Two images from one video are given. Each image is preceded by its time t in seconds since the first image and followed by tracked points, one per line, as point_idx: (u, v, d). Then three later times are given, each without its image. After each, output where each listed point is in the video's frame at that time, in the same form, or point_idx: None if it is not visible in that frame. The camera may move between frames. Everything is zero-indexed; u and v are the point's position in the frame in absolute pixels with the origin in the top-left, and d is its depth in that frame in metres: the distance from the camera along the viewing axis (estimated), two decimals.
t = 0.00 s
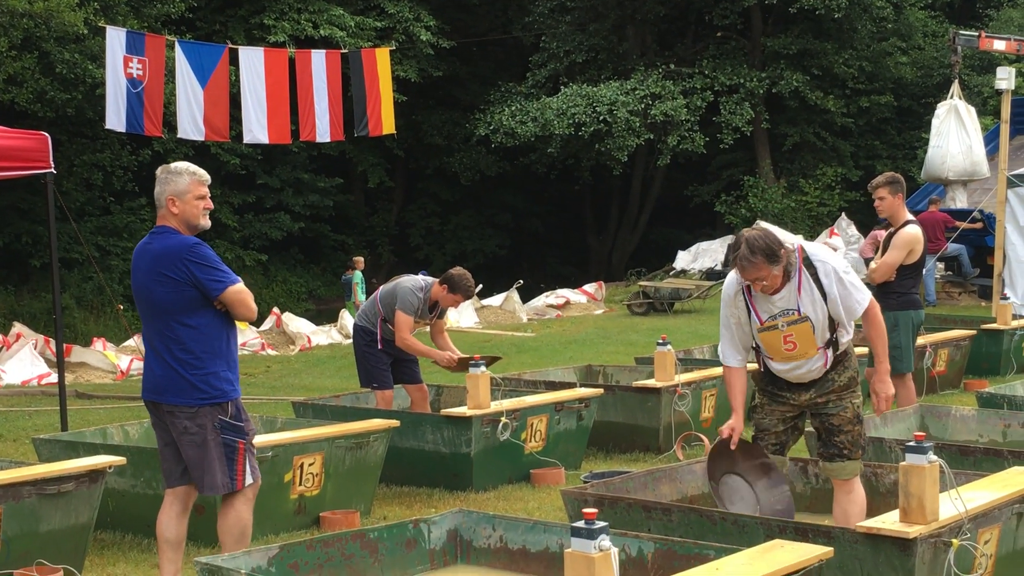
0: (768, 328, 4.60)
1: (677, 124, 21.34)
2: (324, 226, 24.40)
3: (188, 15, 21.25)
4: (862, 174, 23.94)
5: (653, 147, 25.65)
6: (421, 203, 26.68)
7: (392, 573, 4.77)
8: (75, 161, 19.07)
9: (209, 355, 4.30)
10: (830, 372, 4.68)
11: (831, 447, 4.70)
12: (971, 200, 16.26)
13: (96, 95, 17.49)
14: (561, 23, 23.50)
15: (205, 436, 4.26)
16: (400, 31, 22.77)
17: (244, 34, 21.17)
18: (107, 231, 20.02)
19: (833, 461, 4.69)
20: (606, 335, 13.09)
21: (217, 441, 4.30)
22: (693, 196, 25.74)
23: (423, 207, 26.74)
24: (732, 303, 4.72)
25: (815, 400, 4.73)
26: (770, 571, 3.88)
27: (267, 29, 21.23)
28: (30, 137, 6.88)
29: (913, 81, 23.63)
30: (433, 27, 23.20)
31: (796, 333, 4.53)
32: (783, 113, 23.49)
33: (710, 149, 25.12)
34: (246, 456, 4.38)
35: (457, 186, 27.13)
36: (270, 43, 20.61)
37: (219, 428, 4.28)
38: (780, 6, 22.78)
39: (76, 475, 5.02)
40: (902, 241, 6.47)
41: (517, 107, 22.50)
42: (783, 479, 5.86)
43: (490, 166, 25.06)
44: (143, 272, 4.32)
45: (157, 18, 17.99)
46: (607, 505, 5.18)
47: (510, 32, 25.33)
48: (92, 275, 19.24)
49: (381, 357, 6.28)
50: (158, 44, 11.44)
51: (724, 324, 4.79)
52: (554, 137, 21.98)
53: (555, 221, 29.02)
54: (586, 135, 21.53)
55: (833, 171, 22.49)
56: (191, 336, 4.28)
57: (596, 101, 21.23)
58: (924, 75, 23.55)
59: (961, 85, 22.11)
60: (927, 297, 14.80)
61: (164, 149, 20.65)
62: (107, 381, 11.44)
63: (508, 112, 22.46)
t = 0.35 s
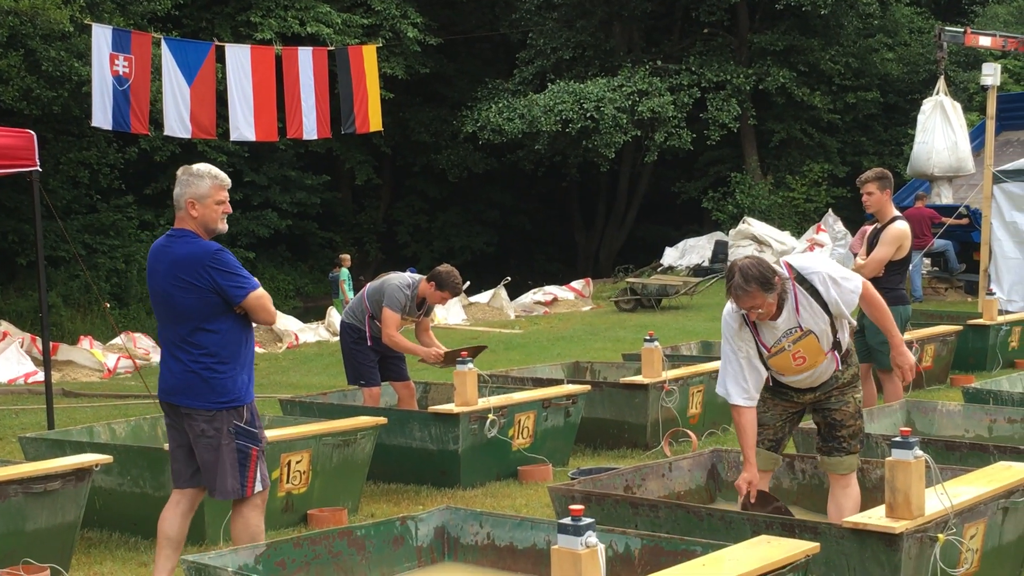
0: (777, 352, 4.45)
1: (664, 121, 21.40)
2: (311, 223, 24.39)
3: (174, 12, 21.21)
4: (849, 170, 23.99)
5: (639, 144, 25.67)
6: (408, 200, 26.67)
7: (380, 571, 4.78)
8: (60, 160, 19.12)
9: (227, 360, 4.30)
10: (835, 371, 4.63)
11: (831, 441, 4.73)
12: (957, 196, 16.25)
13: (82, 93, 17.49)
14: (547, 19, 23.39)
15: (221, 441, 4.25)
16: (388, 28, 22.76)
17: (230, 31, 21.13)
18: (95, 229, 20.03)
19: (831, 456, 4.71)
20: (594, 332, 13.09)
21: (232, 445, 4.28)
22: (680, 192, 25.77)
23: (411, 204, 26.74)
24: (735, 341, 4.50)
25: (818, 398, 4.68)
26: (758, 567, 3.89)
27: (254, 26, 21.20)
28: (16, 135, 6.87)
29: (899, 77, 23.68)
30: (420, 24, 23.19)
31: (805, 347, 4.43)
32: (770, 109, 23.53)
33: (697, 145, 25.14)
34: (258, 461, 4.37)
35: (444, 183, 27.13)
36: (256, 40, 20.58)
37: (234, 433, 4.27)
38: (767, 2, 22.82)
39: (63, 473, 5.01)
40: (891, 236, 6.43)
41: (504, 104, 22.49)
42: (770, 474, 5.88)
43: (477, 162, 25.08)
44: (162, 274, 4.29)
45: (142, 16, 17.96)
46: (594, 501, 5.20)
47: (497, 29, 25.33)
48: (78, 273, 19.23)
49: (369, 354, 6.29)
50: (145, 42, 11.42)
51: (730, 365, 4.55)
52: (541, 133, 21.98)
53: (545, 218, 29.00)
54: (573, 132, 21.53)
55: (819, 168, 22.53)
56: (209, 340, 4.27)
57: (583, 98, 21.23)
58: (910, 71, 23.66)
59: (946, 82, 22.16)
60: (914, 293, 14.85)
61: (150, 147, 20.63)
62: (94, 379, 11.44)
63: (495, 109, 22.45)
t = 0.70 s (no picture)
0: (758, 309, 4.53)
1: (655, 120, 21.43)
2: (302, 223, 24.39)
3: (164, 13, 21.18)
4: (840, 168, 24.03)
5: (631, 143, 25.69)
6: (399, 199, 26.67)
7: (371, 572, 4.78)
8: (51, 160, 19.05)
9: (254, 364, 4.29)
10: (822, 365, 4.55)
11: (819, 441, 4.62)
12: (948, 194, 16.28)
13: (72, 95, 17.50)
14: (538, 19, 23.32)
15: (245, 444, 4.26)
16: (378, 28, 22.76)
17: (220, 32, 21.12)
18: (85, 230, 20.07)
19: (819, 455, 4.61)
20: (586, 331, 13.09)
21: (256, 449, 4.28)
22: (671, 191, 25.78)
23: (402, 203, 26.75)
24: (724, 282, 4.67)
25: (806, 394, 4.59)
26: (749, 566, 3.89)
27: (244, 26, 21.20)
28: (6, 137, 6.88)
29: (890, 75, 23.73)
30: (411, 24, 23.20)
31: (786, 316, 4.46)
32: (760, 107, 23.55)
33: (688, 144, 25.15)
34: (282, 464, 4.37)
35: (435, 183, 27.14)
36: (246, 40, 20.58)
37: (259, 437, 4.27)
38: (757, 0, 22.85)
39: (53, 475, 5.01)
40: (883, 234, 6.36)
41: (495, 103, 22.48)
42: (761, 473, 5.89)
43: (468, 162, 25.08)
44: (193, 275, 4.30)
45: (132, 17, 17.97)
46: (585, 501, 5.20)
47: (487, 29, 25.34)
48: (69, 275, 19.24)
49: (360, 355, 6.28)
50: (135, 43, 11.40)
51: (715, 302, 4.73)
52: (532, 133, 21.98)
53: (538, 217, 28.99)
54: (564, 131, 21.53)
55: (810, 166, 22.54)
56: (237, 344, 4.27)
57: (574, 97, 21.23)
58: (901, 70, 23.68)
59: (936, 80, 22.20)
60: (905, 291, 14.86)
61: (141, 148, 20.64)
62: (85, 380, 11.43)
63: (486, 108, 22.44)
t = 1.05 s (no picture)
0: (737, 283, 4.57)
1: (643, 122, 21.42)
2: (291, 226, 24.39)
3: (152, 16, 21.16)
4: (828, 169, 24.09)
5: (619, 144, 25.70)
6: (387, 202, 26.66)
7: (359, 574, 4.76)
8: (39, 165, 19.09)
9: (245, 369, 4.30)
10: (791, 362, 4.60)
11: (794, 444, 4.62)
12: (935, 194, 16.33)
13: (58, 99, 17.52)
14: (525, 21, 23.62)
15: (232, 447, 4.30)
16: (365, 31, 22.78)
17: (208, 35, 21.10)
18: (73, 234, 20.20)
19: (796, 457, 4.60)
20: (575, 333, 13.10)
21: (240, 454, 4.29)
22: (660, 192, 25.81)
23: (391, 206, 26.74)
24: (712, 255, 4.72)
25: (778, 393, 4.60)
26: (738, 566, 3.90)
27: (231, 30, 21.19)
28: None
29: (877, 76, 23.82)
30: (399, 27, 23.21)
31: (763, 293, 4.50)
32: (748, 109, 23.59)
33: (676, 145, 25.14)
34: (271, 472, 4.33)
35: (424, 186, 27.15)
36: (233, 44, 20.60)
37: (241, 443, 4.27)
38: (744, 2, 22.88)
39: (41, 481, 5.01)
40: (873, 235, 6.35)
41: (483, 106, 22.49)
42: (750, 474, 5.90)
43: (456, 164, 25.10)
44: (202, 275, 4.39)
45: (120, 20, 17.96)
46: (574, 503, 5.21)
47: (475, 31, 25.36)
48: (57, 279, 19.26)
49: (348, 357, 6.29)
50: (122, 46, 11.40)
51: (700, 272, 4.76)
52: (520, 135, 21.99)
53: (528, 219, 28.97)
54: (552, 134, 21.53)
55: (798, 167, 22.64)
56: (229, 347, 4.30)
57: (562, 100, 21.25)
58: (889, 70, 23.54)
59: (923, 80, 22.28)
60: (893, 291, 14.90)
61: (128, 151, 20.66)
62: (74, 385, 11.42)
63: (474, 110, 22.44)
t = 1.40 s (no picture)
0: (719, 282, 4.63)
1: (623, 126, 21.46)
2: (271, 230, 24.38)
3: (130, 20, 21.12)
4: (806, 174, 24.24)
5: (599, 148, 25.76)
6: (366, 206, 26.65)
7: None
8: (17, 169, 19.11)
9: (258, 375, 4.35)
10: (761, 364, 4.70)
11: (763, 444, 4.69)
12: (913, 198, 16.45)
13: (36, 104, 17.51)
14: (504, 26, 23.65)
15: (243, 453, 4.36)
16: (345, 35, 22.80)
17: (187, 39, 21.09)
18: (51, 239, 20.20)
19: (764, 458, 4.68)
20: (554, 337, 13.14)
21: (247, 460, 4.35)
22: (640, 196, 25.89)
23: (371, 210, 26.72)
24: (684, 257, 4.68)
25: (750, 393, 4.68)
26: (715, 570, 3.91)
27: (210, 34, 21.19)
28: None
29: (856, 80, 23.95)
30: (378, 31, 23.24)
31: (746, 292, 4.63)
32: (727, 113, 23.70)
33: (656, 150, 25.20)
34: (276, 482, 4.36)
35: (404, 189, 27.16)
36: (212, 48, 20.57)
37: (246, 449, 4.32)
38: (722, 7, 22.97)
39: (18, 487, 5.00)
40: (850, 238, 6.38)
41: (463, 110, 22.51)
42: (728, 477, 5.92)
43: (436, 167, 25.12)
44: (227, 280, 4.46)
45: (98, 25, 17.96)
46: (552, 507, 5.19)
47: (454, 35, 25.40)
48: (35, 284, 19.24)
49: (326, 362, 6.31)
50: (100, 51, 11.40)
51: (668, 275, 4.69)
52: (499, 139, 22.03)
53: (509, 222, 28.96)
54: (531, 138, 21.57)
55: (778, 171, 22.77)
56: (242, 353, 4.36)
57: (541, 104, 21.30)
58: (866, 75, 23.97)
59: (901, 85, 22.44)
60: (871, 294, 14.98)
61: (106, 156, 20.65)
62: (51, 390, 11.38)
63: (454, 114, 22.46)
